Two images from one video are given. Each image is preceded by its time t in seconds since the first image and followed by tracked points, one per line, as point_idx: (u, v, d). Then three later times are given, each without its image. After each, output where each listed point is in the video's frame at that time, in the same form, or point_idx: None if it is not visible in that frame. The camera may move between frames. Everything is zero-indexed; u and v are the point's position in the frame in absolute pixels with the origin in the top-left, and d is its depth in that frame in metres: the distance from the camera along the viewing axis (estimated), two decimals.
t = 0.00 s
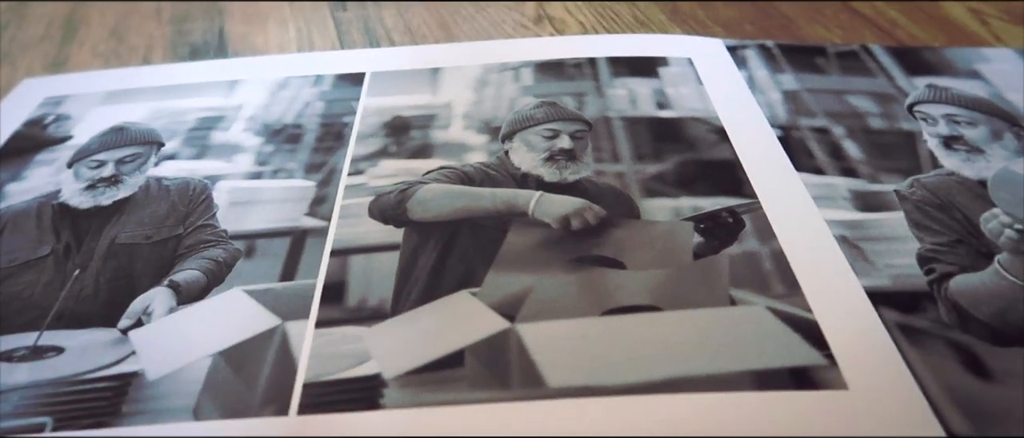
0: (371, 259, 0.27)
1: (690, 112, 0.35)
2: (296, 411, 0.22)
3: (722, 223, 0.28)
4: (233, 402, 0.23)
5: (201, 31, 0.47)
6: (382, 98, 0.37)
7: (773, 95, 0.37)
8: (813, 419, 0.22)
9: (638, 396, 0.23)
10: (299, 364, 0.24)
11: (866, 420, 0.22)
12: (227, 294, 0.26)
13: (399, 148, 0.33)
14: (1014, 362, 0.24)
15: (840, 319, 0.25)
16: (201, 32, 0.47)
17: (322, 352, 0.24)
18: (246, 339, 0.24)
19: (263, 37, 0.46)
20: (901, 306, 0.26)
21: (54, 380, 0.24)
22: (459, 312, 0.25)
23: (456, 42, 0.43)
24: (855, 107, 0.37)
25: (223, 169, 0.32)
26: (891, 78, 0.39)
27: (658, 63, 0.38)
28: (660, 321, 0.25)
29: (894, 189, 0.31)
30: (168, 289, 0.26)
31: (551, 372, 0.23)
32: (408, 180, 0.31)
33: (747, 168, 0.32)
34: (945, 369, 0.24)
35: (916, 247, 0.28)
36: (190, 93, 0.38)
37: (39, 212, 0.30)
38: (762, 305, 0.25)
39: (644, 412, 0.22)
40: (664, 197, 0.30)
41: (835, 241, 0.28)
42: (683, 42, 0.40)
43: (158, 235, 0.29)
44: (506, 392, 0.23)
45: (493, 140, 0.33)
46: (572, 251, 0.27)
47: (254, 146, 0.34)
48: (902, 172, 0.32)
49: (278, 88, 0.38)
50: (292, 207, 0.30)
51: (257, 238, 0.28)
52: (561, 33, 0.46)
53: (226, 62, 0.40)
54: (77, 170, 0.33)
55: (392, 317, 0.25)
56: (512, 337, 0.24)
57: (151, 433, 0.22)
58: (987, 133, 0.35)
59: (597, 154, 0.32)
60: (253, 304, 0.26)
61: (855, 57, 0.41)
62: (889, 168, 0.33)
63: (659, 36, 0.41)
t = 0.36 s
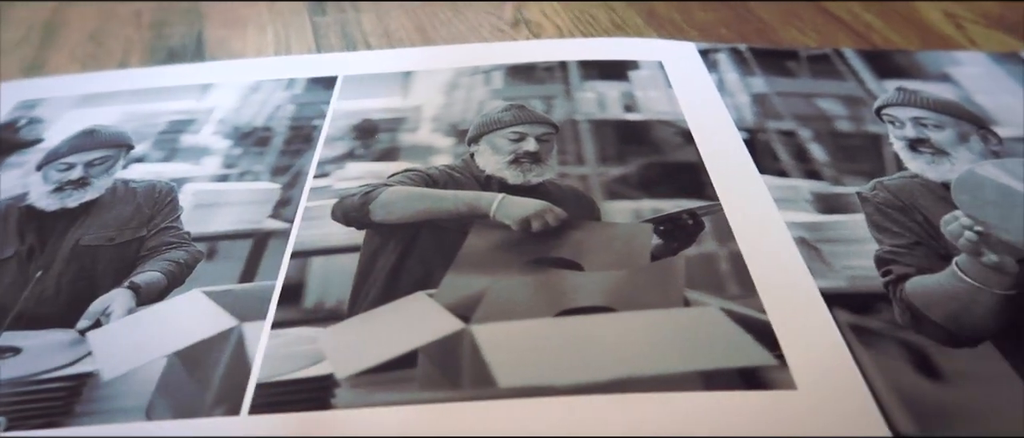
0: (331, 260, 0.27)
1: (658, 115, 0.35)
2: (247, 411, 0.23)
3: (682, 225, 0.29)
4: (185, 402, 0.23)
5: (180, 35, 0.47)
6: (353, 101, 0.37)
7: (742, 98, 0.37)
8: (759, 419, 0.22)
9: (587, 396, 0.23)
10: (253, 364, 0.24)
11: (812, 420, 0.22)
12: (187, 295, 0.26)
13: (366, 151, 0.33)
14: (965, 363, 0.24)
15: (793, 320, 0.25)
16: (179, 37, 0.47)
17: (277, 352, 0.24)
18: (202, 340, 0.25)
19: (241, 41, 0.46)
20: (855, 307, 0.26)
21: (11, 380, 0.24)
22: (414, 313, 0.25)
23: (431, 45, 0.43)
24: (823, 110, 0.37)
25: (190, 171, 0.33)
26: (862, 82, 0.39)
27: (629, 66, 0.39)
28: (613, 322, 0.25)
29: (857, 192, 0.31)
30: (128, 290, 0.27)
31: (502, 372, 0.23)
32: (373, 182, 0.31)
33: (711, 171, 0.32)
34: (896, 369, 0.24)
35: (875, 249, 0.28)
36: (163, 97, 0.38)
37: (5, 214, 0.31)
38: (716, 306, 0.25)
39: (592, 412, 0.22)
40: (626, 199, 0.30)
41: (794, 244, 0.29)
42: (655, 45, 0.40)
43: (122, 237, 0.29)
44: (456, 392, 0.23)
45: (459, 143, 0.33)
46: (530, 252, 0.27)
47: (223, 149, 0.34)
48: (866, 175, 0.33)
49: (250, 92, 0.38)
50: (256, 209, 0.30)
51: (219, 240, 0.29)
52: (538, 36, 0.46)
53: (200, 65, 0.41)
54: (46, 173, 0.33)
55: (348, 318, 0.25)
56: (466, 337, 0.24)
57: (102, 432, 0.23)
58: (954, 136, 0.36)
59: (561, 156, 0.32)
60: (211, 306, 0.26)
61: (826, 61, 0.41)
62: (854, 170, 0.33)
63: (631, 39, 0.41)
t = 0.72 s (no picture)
0: (295, 261, 0.28)
1: (628, 117, 0.35)
2: (204, 411, 0.23)
3: (645, 226, 0.29)
4: (143, 401, 0.23)
5: (160, 38, 0.48)
6: (327, 103, 0.37)
7: (713, 100, 0.38)
8: (710, 418, 0.22)
9: (541, 395, 0.23)
10: (212, 364, 0.24)
11: (764, 419, 0.22)
12: (150, 296, 0.27)
13: (337, 153, 0.33)
14: (921, 363, 0.24)
15: (751, 320, 0.25)
16: (160, 40, 0.47)
17: (236, 352, 0.24)
18: (163, 340, 0.25)
19: (221, 44, 0.47)
20: (814, 308, 0.26)
21: None
22: (375, 314, 0.25)
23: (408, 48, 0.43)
24: (794, 112, 0.37)
25: (160, 173, 0.33)
26: (834, 84, 0.40)
27: (602, 69, 0.39)
28: (572, 322, 0.25)
29: (823, 193, 0.32)
30: (93, 291, 0.27)
31: (458, 372, 0.23)
32: (341, 184, 0.31)
33: (678, 173, 0.32)
34: (851, 370, 0.24)
35: (837, 251, 0.29)
36: (138, 99, 0.38)
37: None
38: (675, 306, 0.26)
39: (546, 411, 0.23)
40: (591, 201, 0.30)
41: (757, 245, 0.29)
42: (629, 48, 0.41)
43: (90, 238, 0.29)
44: (412, 392, 0.23)
45: (429, 145, 0.34)
46: (493, 253, 0.28)
47: (194, 151, 0.34)
48: (833, 176, 0.33)
49: (225, 95, 0.38)
50: (224, 210, 0.30)
51: (185, 241, 0.29)
52: (516, 39, 0.47)
53: (177, 67, 0.41)
54: (18, 174, 0.33)
55: (309, 318, 0.25)
56: (424, 337, 0.24)
57: (60, 431, 0.23)
58: (924, 138, 0.36)
59: (530, 158, 0.32)
60: (175, 306, 0.26)
61: (800, 63, 0.41)
62: (822, 172, 0.33)
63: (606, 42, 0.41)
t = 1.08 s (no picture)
0: (255, 259, 0.28)
1: (595, 116, 0.35)
2: (155, 406, 0.23)
3: (605, 224, 0.29)
4: (95, 397, 0.23)
5: (137, 38, 0.48)
6: (297, 103, 0.37)
7: (682, 99, 0.38)
8: (658, 414, 0.22)
9: (491, 392, 0.23)
10: (166, 361, 0.24)
11: (710, 415, 0.22)
12: (109, 293, 0.27)
13: (303, 151, 0.34)
14: (871, 360, 0.24)
15: (704, 317, 0.25)
16: (137, 40, 0.48)
17: (190, 348, 0.24)
18: (119, 337, 0.25)
19: (198, 44, 0.47)
20: (769, 305, 0.26)
21: None
22: (330, 310, 0.26)
23: (382, 48, 0.44)
24: (762, 111, 0.37)
25: (126, 172, 0.33)
26: (804, 84, 0.40)
27: (573, 68, 0.39)
28: (525, 319, 0.25)
29: (785, 192, 0.32)
30: (52, 288, 0.27)
31: (409, 368, 0.24)
32: (306, 182, 0.32)
33: (641, 171, 0.32)
34: (801, 366, 0.24)
35: (796, 249, 0.29)
36: (110, 98, 0.38)
37: None
38: (629, 304, 0.26)
39: (494, 407, 0.23)
40: (553, 199, 0.30)
41: (716, 243, 0.29)
42: (601, 47, 0.41)
43: (53, 236, 0.29)
44: (363, 388, 0.23)
45: (396, 144, 0.34)
46: (452, 251, 0.28)
47: (162, 150, 0.34)
48: (796, 175, 0.33)
49: (196, 94, 0.38)
50: (188, 209, 0.31)
51: (147, 239, 0.29)
52: (491, 39, 0.47)
53: (150, 67, 0.41)
54: None
55: (264, 315, 0.26)
56: (378, 333, 0.25)
57: (12, 427, 0.23)
58: (890, 137, 0.36)
59: (494, 157, 0.33)
60: (133, 304, 0.26)
61: (771, 63, 0.42)
62: (785, 171, 0.33)
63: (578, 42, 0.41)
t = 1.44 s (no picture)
0: (213, 251, 0.28)
1: (561, 110, 0.36)
2: (104, 397, 0.23)
3: (564, 217, 0.29)
4: (46, 388, 0.24)
5: (113, 32, 0.48)
6: (265, 97, 0.37)
7: (650, 93, 0.38)
8: (603, 405, 0.22)
9: (439, 383, 0.23)
10: (118, 352, 0.24)
11: (656, 406, 0.23)
12: (66, 285, 0.27)
13: (268, 145, 0.34)
14: (821, 352, 0.25)
15: (656, 309, 0.26)
16: (113, 34, 0.48)
17: (143, 340, 0.25)
18: (73, 329, 0.25)
19: (173, 39, 0.47)
20: (722, 297, 0.26)
21: None
22: (284, 302, 0.26)
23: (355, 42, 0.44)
24: (729, 105, 0.37)
25: (91, 165, 0.33)
26: (774, 77, 0.40)
27: (543, 63, 0.39)
28: (477, 311, 0.25)
29: (747, 184, 0.32)
30: (10, 281, 0.27)
31: (359, 359, 0.24)
32: (268, 176, 0.32)
33: (603, 164, 0.32)
34: (750, 357, 0.24)
35: (754, 241, 0.29)
36: (79, 92, 0.38)
37: None
38: (582, 295, 0.26)
39: (441, 398, 0.23)
40: (513, 192, 0.30)
41: (674, 235, 0.29)
42: (571, 41, 0.41)
43: (14, 229, 0.30)
44: (312, 378, 0.23)
45: (361, 138, 0.34)
46: (409, 243, 0.28)
47: (128, 144, 0.35)
48: (759, 168, 0.33)
49: (165, 88, 0.38)
50: (149, 202, 0.31)
51: (106, 232, 0.29)
52: (466, 33, 0.47)
53: (120, 61, 0.41)
54: None
55: (218, 308, 0.26)
56: (330, 325, 0.25)
57: None
58: (856, 130, 0.36)
59: (458, 150, 0.33)
60: (88, 295, 0.26)
61: (742, 57, 0.42)
62: (749, 164, 0.33)
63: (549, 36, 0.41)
